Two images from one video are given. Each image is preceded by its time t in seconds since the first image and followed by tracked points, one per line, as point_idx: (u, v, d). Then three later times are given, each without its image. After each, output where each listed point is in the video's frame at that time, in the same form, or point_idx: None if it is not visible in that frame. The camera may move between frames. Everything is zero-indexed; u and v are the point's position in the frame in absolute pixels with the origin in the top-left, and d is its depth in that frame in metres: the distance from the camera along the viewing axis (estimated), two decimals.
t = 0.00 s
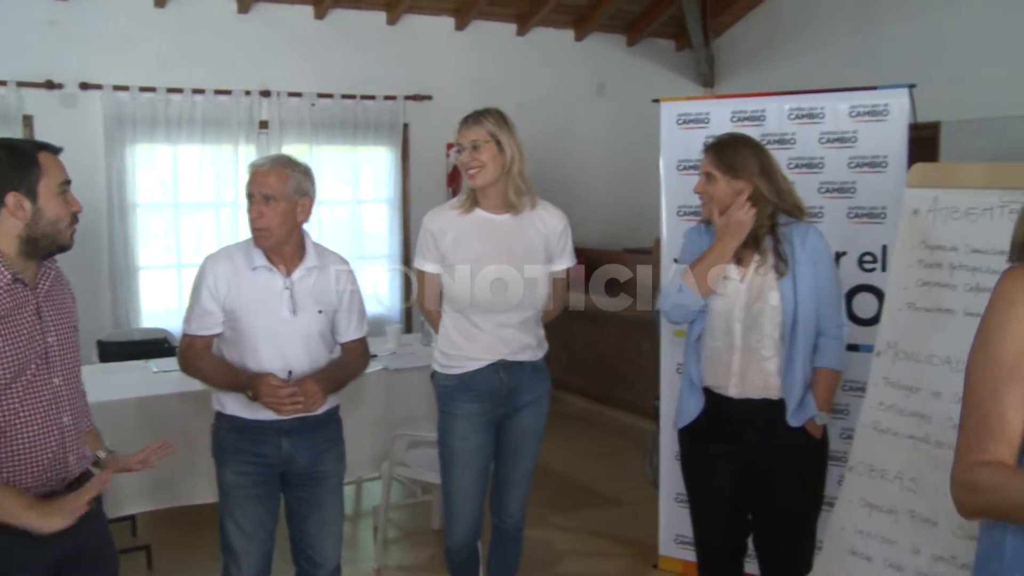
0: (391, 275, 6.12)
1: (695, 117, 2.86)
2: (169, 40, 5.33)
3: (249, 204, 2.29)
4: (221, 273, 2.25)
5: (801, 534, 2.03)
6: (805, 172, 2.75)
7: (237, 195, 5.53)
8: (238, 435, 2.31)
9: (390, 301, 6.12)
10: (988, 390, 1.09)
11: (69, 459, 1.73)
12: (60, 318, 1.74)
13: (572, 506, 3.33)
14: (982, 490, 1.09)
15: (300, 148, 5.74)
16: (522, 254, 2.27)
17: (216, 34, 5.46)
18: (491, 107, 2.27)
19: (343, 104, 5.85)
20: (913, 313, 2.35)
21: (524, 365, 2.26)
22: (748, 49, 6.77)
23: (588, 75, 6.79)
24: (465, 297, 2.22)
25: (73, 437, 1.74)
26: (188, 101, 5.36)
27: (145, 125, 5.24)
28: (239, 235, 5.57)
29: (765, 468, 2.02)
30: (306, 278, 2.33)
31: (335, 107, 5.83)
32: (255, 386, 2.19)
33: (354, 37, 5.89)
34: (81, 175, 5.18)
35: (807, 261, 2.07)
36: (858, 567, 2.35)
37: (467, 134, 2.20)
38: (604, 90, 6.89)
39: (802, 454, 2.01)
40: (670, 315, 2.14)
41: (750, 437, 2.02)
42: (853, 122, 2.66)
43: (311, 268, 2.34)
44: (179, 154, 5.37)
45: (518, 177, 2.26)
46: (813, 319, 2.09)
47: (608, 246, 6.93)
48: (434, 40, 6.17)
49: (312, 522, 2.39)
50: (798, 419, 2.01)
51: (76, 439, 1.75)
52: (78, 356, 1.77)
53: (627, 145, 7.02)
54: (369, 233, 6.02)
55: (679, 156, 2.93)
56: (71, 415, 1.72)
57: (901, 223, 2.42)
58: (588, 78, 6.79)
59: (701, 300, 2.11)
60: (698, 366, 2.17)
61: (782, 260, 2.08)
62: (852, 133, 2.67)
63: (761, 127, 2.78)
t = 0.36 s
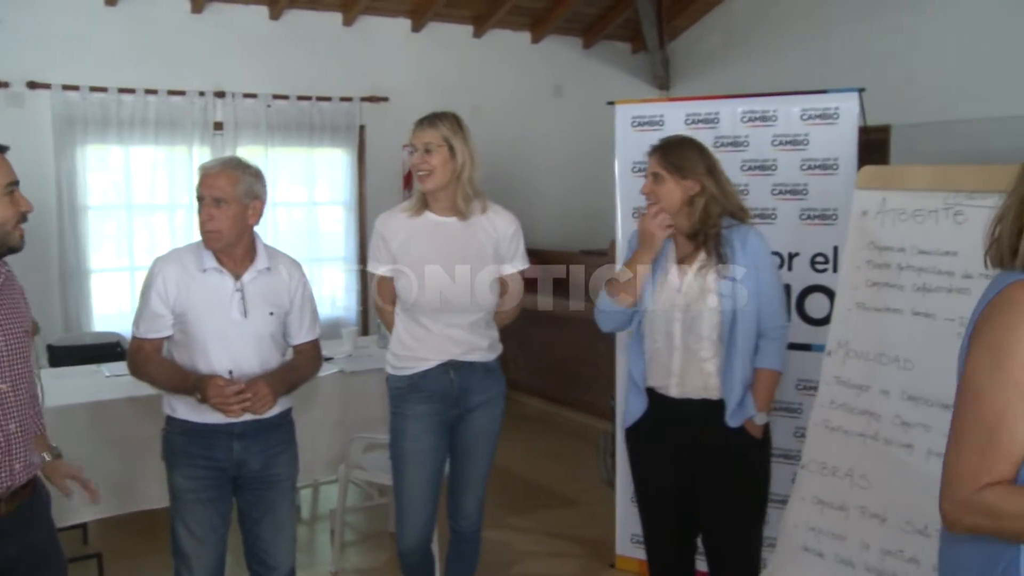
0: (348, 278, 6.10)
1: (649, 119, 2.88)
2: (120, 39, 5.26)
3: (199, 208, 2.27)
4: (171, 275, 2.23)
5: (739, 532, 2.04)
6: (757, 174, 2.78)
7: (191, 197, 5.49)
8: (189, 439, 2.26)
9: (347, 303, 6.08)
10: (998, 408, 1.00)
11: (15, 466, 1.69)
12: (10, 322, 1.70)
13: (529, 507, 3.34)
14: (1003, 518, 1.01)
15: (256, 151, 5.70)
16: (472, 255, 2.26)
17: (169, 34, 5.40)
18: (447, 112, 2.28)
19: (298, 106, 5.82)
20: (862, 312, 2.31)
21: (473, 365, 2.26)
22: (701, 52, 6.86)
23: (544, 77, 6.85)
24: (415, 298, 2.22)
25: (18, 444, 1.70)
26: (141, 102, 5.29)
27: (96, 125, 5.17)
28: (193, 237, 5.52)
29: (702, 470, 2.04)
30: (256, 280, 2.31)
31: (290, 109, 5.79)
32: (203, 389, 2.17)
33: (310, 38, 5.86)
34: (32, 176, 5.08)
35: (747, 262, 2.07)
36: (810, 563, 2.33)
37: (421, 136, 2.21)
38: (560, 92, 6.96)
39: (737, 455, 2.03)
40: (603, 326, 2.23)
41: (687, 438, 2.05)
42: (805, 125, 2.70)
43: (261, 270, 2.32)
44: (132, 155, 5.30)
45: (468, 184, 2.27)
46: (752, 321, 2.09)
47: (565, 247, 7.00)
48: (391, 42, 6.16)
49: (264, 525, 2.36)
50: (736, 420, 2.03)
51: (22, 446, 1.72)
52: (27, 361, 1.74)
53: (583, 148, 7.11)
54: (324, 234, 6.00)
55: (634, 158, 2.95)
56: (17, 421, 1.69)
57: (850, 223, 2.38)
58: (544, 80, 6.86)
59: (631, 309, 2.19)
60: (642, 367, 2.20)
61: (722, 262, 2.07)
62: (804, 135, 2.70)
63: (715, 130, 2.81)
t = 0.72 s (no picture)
0: (305, 279, 6.07)
1: (605, 121, 2.90)
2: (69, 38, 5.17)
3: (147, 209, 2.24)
4: (121, 278, 2.17)
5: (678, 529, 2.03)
6: (712, 176, 2.81)
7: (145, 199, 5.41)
8: (138, 443, 2.21)
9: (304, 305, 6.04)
10: (997, 411, 0.99)
11: None
12: None
13: (488, 508, 3.35)
14: None
15: (211, 152, 5.63)
16: (420, 257, 2.26)
17: (121, 33, 5.33)
18: (404, 113, 2.28)
19: (253, 107, 5.76)
20: (815, 312, 2.31)
21: (424, 367, 2.25)
22: (658, 55, 6.93)
23: (501, 78, 6.88)
24: (363, 300, 2.22)
25: None
26: (92, 102, 5.22)
27: (45, 125, 5.09)
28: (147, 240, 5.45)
29: (644, 465, 2.04)
30: (209, 283, 2.27)
31: (245, 109, 5.73)
32: (157, 391, 2.14)
33: (266, 38, 5.82)
34: None
35: (678, 264, 2.10)
36: (764, 560, 2.31)
37: (375, 133, 2.21)
38: (519, 94, 6.99)
39: (678, 449, 2.04)
40: (546, 328, 2.26)
41: (628, 433, 2.05)
42: (758, 127, 2.72)
43: (214, 273, 2.29)
44: (83, 157, 5.23)
45: (419, 185, 2.26)
46: (685, 323, 2.09)
47: (521, 248, 7.05)
48: (348, 42, 6.14)
49: (218, 530, 2.31)
50: (667, 417, 2.03)
51: None
52: None
53: (540, 151, 7.16)
54: (282, 236, 5.97)
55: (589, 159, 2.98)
56: None
57: (803, 224, 2.38)
58: (501, 82, 6.89)
59: (570, 311, 2.21)
60: (581, 369, 2.19)
61: (654, 261, 2.11)
62: (758, 137, 2.73)
63: (670, 132, 2.83)
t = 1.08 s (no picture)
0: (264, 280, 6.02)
1: (565, 121, 2.92)
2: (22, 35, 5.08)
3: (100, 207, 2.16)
4: (74, 279, 2.08)
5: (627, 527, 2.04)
6: (672, 176, 2.82)
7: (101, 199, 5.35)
8: (94, 449, 2.11)
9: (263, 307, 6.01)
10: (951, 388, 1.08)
11: None
12: None
13: (452, 509, 3.34)
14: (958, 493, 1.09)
15: (170, 152, 5.57)
16: (368, 258, 2.26)
17: (76, 31, 5.24)
18: (352, 111, 2.28)
19: (213, 107, 5.72)
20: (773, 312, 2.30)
21: (371, 368, 2.25)
22: (618, 56, 6.99)
23: (460, 79, 6.90)
24: (310, 300, 2.21)
25: None
26: (46, 100, 5.14)
27: None
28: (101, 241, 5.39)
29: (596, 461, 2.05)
30: (165, 284, 2.21)
31: (204, 109, 5.68)
32: (121, 389, 2.06)
33: (224, 37, 5.76)
34: None
35: (626, 263, 2.11)
36: (728, 558, 2.32)
37: (322, 131, 2.20)
38: (478, 94, 7.02)
39: (630, 447, 2.03)
40: (501, 334, 2.27)
41: (576, 432, 2.07)
42: (716, 128, 2.74)
43: (169, 273, 2.23)
44: (37, 156, 5.16)
45: (370, 182, 2.27)
46: (636, 322, 2.12)
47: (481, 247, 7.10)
48: (307, 42, 6.10)
49: (177, 535, 2.23)
50: (621, 411, 2.04)
51: None
52: None
53: (499, 152, 7.20)
54: (242, 237, 5.92)
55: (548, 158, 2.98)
56: None
57: (760, 224, 2.38)
58: (461, 83, 6.91)
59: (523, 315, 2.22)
60: (535, 373, 2.20)
61: (603, 263, 2.12)
62: (716, 138, 2.75)
63: (629, 133, 2.85)
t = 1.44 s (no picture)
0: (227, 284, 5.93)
1: (527, 122, 2.94)
2: None
3: (59, 201, 2.04)
4: (27, 283, 1.96)
5: (576, 528, 2.05)
6: (633, 176, 2.84)
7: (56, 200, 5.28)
8: (56, 456, 2.01)
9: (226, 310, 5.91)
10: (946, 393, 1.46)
11: None
12: None
13: (415, 510, 3.34)
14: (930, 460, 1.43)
15: (128, 151, 5.54)
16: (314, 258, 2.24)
17: (31, 29, 5.17)
18: (294, 107, 2.27)
19: (172, 106, 5.66)
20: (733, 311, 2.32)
21: (309, 372, 2.22)
22: (582, 56, 7.02)
23: (423, 79, 6.90)
24: (253, 300, 2.21)
25: None
26: None
27: None
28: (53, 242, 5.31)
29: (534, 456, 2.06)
30: (123, 282, 2.12)
31: (164, 109, 5.63)
32: (93, 389, 1.96)
33: (184, 35, 5.70)
34: None
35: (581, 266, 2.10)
36: (683, 555, 2.35)
37: (262, 127, 2.19)
38: (441, 94, 7.02)
39: (579, 453, 2.06)
40: (454, 337, 2.30)
41: (524, 434, 2.11)
42: (677, 129, 2.76)
43: (125, 271, 2.14)
44: None
45: (309, 182, 2.24)
46: (586, 322, 2.09)
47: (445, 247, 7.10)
48: (269, 41, 6.07)
49: (139, 540, 2.16)
50: (564, 420, 2.06)
51: None
52: None
53: (464, 152, 7.21)
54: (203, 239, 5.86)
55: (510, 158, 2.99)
56: None
57: (720, 223, 2.39)
58: (424, 83, 6.90)
59: (471, 318, 2.25)
60: (484, 376, 2.23)
61: (556, 267, 2.11)
62: (677, 139, 2.77)
63: (590, 133, 2.86)
